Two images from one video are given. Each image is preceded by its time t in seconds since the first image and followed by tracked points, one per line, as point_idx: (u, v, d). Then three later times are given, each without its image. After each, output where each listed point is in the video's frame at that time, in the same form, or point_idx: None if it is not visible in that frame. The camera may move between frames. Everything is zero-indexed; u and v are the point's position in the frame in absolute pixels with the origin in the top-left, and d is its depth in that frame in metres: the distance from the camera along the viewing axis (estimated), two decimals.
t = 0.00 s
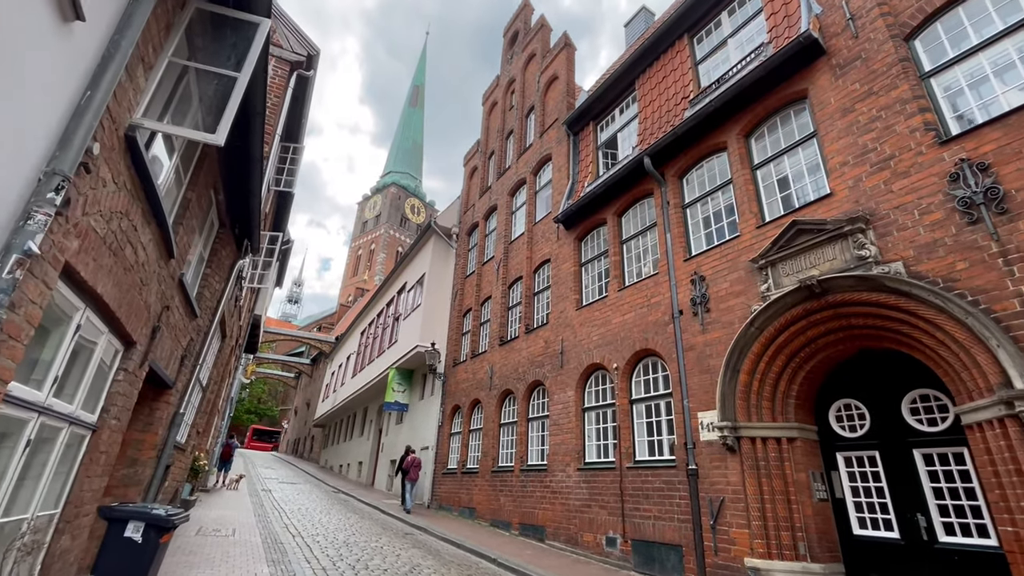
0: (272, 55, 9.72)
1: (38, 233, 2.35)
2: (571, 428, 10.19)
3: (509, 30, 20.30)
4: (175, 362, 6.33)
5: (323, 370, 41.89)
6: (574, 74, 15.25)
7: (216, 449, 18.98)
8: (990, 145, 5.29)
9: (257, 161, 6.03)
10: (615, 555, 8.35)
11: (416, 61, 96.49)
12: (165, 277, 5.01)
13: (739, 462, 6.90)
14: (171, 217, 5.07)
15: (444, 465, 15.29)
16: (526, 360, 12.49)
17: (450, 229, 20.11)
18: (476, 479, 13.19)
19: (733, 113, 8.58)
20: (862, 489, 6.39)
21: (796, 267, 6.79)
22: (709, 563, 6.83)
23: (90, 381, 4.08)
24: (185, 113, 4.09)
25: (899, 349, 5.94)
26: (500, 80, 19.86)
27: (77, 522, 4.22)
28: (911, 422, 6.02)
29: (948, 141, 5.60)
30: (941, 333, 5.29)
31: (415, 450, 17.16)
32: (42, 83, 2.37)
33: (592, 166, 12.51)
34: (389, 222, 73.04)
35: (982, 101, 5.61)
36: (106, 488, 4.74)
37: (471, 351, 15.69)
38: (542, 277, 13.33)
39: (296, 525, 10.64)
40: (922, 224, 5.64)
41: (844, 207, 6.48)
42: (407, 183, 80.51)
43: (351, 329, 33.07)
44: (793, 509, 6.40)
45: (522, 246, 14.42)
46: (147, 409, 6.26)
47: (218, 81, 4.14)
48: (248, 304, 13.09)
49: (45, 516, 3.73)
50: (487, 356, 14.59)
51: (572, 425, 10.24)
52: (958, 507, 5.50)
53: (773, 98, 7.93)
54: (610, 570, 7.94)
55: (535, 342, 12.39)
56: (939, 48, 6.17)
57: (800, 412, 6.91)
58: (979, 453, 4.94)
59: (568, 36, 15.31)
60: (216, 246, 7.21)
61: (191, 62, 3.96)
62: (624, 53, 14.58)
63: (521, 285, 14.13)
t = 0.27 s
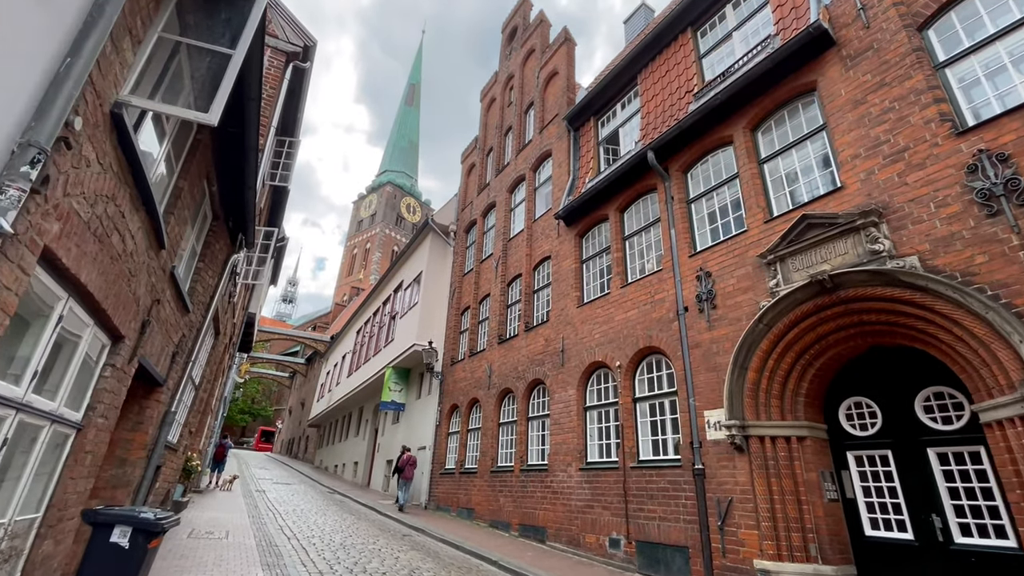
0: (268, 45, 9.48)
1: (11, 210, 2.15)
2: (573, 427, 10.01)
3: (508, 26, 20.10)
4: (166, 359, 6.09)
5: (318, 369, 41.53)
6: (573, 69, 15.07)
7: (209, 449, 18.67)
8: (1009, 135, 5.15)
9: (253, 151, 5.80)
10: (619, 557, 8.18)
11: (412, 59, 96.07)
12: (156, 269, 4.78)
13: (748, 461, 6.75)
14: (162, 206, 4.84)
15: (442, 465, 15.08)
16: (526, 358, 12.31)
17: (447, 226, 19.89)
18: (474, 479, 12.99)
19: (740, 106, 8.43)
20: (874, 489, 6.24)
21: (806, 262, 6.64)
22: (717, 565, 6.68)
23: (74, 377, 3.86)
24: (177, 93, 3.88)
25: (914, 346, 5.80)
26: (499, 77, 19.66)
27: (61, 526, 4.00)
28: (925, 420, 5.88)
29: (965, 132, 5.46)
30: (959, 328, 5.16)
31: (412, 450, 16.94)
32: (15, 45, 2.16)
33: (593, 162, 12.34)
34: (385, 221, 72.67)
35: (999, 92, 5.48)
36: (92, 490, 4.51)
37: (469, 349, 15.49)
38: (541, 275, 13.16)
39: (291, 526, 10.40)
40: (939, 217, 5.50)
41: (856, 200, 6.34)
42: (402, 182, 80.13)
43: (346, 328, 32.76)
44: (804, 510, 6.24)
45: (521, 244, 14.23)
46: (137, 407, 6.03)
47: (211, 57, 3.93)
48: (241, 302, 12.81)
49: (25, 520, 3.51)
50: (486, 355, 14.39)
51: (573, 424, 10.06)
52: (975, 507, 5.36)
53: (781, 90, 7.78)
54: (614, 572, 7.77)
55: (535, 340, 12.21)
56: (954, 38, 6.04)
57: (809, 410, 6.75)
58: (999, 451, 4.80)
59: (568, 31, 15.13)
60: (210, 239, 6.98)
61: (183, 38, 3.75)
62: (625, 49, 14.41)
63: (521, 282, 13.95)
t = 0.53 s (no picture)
0: (266, 37, 9.27)
1: None
2: (578, 427, 9.82)
3: (508, 22, 19.91)
4: (162, 356, 5.88)
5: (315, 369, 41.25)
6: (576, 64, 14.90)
7: (207, 450, 18.42)
8: None
9: (252, 140, 5.59)
10: (627, 559, 7.99)
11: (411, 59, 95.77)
12: (151, 262, 4.58)
13: (762, 461, 6.56)
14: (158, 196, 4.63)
15: (443, 466, 14.87)
16: (529, 356, 12.12)
17: (447, 224, 19.69)
18: (476, 480, 12.80)
19: (750, 98, 8.26)
20: (892, 489, 6.07)
21: (821, 256, 6.46)
22: (731, 568, 6.49)
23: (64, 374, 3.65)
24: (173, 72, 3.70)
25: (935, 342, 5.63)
26: (499, 73, 19.47)
27: (51, 532, 3.78)
28: (946, 418, 5.72)
29: (989, 121, 5.31)
30: (985, 323, 5.01)
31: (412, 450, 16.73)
32: None
33: (597, 158, 12.16)
34: (383, 220, 72.38)
35: None
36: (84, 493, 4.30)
37: (470, 348, 15.28)
38: (545, 273, 12.97)
39: (291, 528, 10.17)
40: (962, 208, 5.34)
41: (873, 192, 6.17)
42: (401, 182, 79.86)
43: (345, 328, 32.50)
44: (820, 511, 6.06)
45: (524, 241, 14.04)
46: (132, 406, 5.81)
47: (210, 34, 3.74)
48: (239, 300, 12.57)
49: (12, 526, 3.30)
50: (487, 354, 14.20)
51: (579, 423, 9.87)
52: (1000, 508, 5.20)
53: (794, 81, 7.61)
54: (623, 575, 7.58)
55: (538, 338, 12.02)
56: (974, 25, 5.88)
57: (825, 409, 6.58)
58: None
59: (571, 26, 14.96)
60: (208, 234, 6.77)
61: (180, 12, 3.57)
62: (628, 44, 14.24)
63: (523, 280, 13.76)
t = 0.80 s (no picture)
0: (267, 30, 9.08)
1: None
2: (587, 427, 9.63)
3: (511, 18, 19.71)
4: (162, 356, 5.69)
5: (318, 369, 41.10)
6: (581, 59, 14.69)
7: (209, 451, 18.25)
8: None
9: (254, 132, 5.41)
10: (639, 563, 7.79)
11: (411, 58, 95.62)
12: (150, 258, 4.39)
13: (780, 462, 6.36)
14: (156, 189, 4.44)
15: (448, 467, 14.69)
16: (535, 355, 11.92)
17: (450, 223, 19.50)
18: (482, 481, 12.61)
19: (763, 90, 8.05)
20: (917, 491, 5.86)
21: (841, 250, 6.25)
22: (749, 572, 6.30)
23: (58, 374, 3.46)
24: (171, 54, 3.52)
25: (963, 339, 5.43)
26: (502, 69, 19.27)
27: (45, 540, 3.59)
28: (973, 418, 5.52)
29: (1020, 108, 5.10)
30: (1018, 319, 4.81)
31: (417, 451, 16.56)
32: None
33: (604, 153, 11.96)
34: (384, 220, 72.24)
35: None
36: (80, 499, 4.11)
37: (474, 347, 15.10)
38: (551, 271, 12.78)
39: (294, 531, 9.98)
40: (992, 199, 5.14)
41: (896, 183, 5.96)
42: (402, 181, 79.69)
43: (347, 328, 32.34)
44: (843, 514, 5.85)
45: (529, 238, 13.85)
46: (131, 408, 5.63)
47: (209, 12, 3.57)
48: (241, 299, 12.40)
49: (3, 535, 3.11)
50: (492, 353, 14.01)
51: (587, 423, 9.68)
52: None
53: (809, 71, 7.41)
54: None
55: (545, 337, 11.82)
56: (1002, 10, 5.67)
57: (845, 408, 6.36)
58: None
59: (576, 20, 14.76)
60: (209, 230, 6.58)
61: None
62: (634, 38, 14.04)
63: (529, 278, 13.57)
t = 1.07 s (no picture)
0: (270, 22, 8.93)
1: None
2: (598, 424, 9.43)
3: (516, 12, 19.51)
4: (164, 352, 5.54)
5: (323, 369, 41.08)
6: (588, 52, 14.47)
7: (215, 451, 18.17)
8: None
9: (256, 121, 5.25)
10: (653, 564, 7.59)
11: (415, 58, 95.56)
12: (149, 249, 4.24)
13: (801, 459, 6.14)
14: (155, 177, 4.28)
15: (455, 466, 14.52)
16: (543, 352, 11.73)
17: (456, 220, 19.33)
18: (490, 481, 12.44)
19: (779, 76, 7.82)
20: (946, 489, 5.63)
21: (864, 239, 6.01)
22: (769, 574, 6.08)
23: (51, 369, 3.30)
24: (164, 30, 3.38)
25: (994, 330, 5.20)
26: (507, 65, 19.07)
27: (41, 542, 3.43)
28: (1006, 413, 5.29)
29: None
30: None
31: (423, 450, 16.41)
32: None
33: (612, 146, 11.76)
34: (389, 220, 72.21)
35: None
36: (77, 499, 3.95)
37: (481, 345, 14.92)
38: (559, 266, 12.58)
39: (301, 532, 9.83)
40: None
41: (922, 169, 5.73)
42: (406, 181, 79.66)
43: (352, 327, 32.26)
44: (868, 513, 5.62)
45: (536, 234, 13.66)
46: (133, 405, 5.48)
47: None
48: (245, 297, 12.27)
49: None
50: (499, 350, 13.82)
51: (598, 421, 9.48)
52: None
53: (827, 56, 7.18)
54: None
55: (553, 334, 11.63)
56: None
57: (869, 403, 6.13)
58: None
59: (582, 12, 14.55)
60: (211, 223, 6.43)
61: None
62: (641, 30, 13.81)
63: (536, 274, 13.37)
